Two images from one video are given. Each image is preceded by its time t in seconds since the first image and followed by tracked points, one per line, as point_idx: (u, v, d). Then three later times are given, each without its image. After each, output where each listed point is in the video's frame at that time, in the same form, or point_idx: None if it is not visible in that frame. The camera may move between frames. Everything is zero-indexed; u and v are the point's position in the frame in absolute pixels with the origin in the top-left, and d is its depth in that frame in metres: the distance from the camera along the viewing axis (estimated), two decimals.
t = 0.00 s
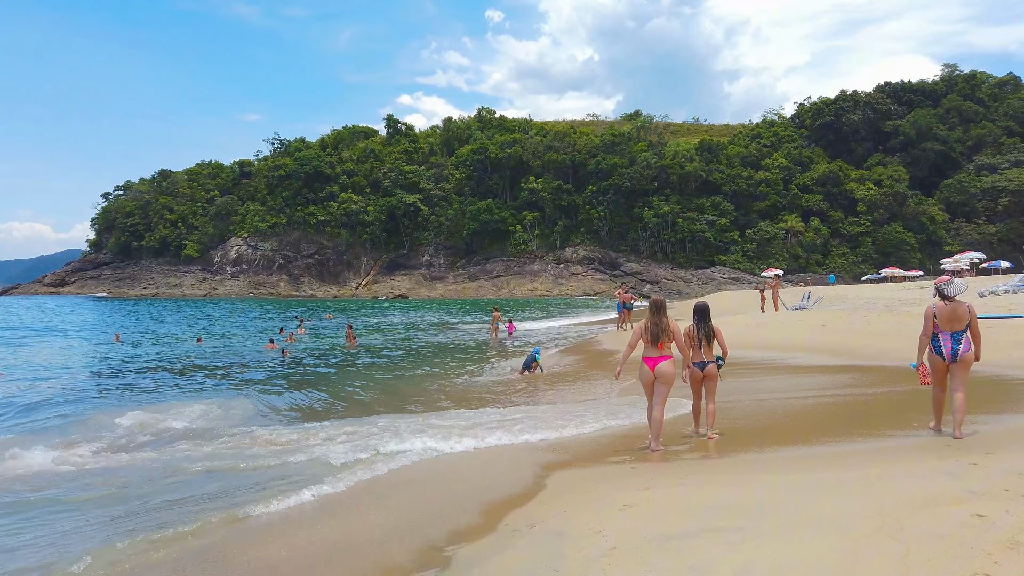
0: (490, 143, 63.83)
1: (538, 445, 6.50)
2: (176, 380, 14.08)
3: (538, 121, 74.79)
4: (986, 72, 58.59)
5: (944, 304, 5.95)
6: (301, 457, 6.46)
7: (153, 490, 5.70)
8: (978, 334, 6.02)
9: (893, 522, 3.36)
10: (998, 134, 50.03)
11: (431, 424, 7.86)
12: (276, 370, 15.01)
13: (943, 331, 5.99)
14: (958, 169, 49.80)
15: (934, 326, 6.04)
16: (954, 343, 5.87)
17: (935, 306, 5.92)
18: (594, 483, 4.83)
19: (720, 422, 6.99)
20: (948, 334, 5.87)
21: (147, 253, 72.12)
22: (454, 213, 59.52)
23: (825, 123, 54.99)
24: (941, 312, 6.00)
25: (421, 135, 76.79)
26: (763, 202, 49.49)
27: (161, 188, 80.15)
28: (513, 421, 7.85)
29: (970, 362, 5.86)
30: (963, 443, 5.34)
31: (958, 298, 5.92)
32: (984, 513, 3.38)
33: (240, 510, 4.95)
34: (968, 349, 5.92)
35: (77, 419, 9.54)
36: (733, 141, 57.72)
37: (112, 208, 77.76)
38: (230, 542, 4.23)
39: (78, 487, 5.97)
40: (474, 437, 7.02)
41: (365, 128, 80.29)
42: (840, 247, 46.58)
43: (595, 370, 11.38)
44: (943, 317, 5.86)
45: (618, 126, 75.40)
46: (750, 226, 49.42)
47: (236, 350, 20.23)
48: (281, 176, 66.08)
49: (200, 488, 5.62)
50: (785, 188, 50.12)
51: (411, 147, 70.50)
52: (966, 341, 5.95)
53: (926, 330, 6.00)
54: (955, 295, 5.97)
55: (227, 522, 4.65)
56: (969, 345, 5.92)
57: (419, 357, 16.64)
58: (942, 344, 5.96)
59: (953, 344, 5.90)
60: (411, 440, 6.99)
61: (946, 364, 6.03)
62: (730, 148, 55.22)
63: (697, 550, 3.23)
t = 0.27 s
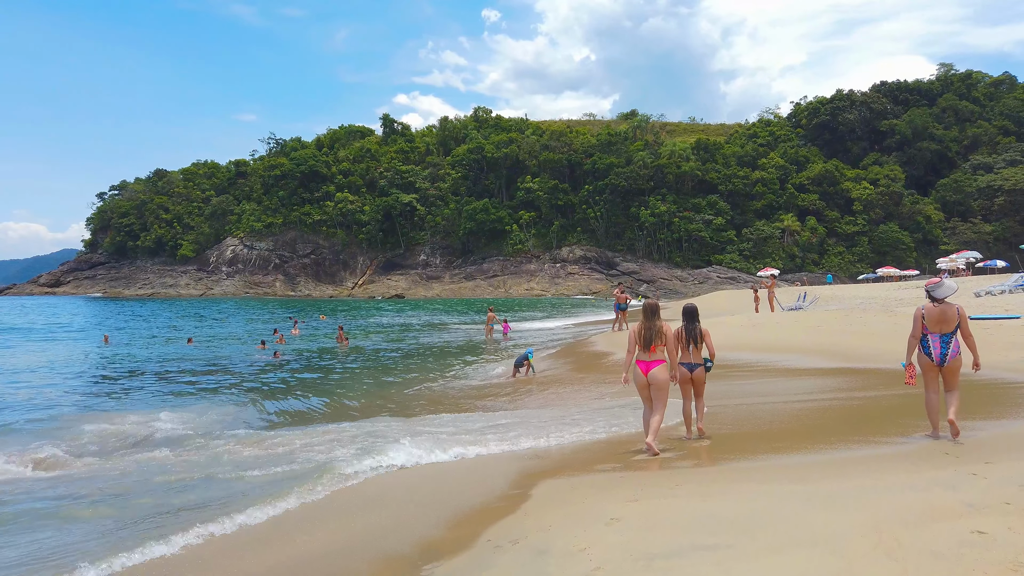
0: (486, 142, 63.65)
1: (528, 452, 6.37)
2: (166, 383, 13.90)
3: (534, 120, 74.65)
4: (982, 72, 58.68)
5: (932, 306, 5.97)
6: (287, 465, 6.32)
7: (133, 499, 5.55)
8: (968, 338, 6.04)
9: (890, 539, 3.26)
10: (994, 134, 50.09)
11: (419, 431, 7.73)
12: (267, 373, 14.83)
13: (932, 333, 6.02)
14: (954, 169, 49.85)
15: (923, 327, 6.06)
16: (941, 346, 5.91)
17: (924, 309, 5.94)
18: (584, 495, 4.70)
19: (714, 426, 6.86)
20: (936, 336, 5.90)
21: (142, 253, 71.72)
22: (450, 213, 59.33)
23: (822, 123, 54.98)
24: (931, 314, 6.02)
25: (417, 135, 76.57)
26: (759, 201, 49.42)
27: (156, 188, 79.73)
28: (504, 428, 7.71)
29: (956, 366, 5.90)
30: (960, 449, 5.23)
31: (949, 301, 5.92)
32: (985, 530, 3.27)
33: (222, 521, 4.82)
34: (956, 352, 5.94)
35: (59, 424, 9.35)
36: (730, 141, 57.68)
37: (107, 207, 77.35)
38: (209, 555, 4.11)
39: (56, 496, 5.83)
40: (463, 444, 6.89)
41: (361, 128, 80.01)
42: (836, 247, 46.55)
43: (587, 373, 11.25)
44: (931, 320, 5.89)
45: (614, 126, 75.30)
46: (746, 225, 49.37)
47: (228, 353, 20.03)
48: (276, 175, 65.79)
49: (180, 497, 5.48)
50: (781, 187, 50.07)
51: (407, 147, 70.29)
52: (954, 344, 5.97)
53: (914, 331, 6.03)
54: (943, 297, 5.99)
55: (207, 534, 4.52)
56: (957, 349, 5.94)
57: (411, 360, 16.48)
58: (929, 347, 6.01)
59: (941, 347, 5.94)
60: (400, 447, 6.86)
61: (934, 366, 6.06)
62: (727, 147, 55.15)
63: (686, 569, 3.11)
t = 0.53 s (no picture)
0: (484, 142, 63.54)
1: (518, 454, 6.26)
2: (157, 384, 13.73)
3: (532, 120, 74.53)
4: (979, 72, 58.75)
5: (928, 303, 5.92)
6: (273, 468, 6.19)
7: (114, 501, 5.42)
8: (965, 335, 5.95)
9: (890, 543, 3.15)
10: (991, 134, 50.13)
11: (409, 433, 7.60)
12: (259, 374, 14.68)
13: (927, 331, 5.95)
14: (951, 168, 49.92)
15: (916, 325, 6.02)
16: (937, 344, 5.84)
17: (918, 307, 5.89)
18: (576, 498, 4.58)
19: (709, 426, 6.75)
20: (931, 334, 5.85)
21: (138, 253, 71.42)
22: (447, 212, 59.16)
23: (819, 122, 55.00)
24: (925, 312, 5.96)
25: (414, 135, 76.37)
26: (756, 201, 49.36)
27: (153, 188, 79.45)
28: (495, 430, 7.58)
29: (953, 364, 5.81)
30: (959, 449, 5.13)
31: (943, 299, 5.85)
32: (986, 533, 3.17)
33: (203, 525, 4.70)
34: (953, 352, 5.84)
35: (42, 424, 9.16)
36: (727, 141, 57.66)
37: (104, 207, 77.05)
38: (187, 560, 4.00)
39: (35, 498, 5.69)
40: (453, 446, 6.76)
41: (358, 127, 79.78)
42: (833, 246, 46.50)
43: (582, 373, 11.11)
44: (925, 318, 5.83)
45: (612, 126, 75.20)
46: (744, 225, 49.31)
47: (221, 353, 19.85)
48: (273, 175, 65.57)
49: (162, 498, 5.35)
50: (779, 187, 50.03)
51: (404, 146, 70.12)
52: (952, 345, 5.87)
53: (909, 330, 5.98)
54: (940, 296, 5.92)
55: (186, 538, 4.39)
56: (954, 346, 5.86)
57: (404, 360, 16.33)
58: (926, 344, 5.93)
59: (938, 344, 5.86)
60: (389, 450, 6.73)
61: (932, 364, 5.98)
62: (724, 147, 55.12)
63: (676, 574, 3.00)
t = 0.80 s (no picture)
0: (480, 142, 63.42)
1: (504, 461, 6.12)
2: (143, 387, 13.54)
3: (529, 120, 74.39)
4: (975, 73, 58.83)
5: (927, 302, 5.80)
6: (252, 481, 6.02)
7: (86, 519, 5.27)
8: (963, 335, 5.82)
9: (880, 554, 3.03)
10: (987, 135, 50.19)
11: (395, 440, 7.44)
12: (248, 377, 14.52)
13: (925, 330, 5.82)
14: (947, 169, 49.98)
15: (914, 325, 5.88)
16: (935, 343, 5.70)
17: (917, 305, 5.76)
18: (560, 509, 4.43)
19: (700, 430, 6.60)
20: (930, 332, 5.71)
21: (135, 253, 71.14)
22: (444, 213, 59.00)
23: (815, 123, 55.02)
24: (923, 311, 5.83)
25: (411, 135, 76.20)
26: (753, 201, 49.33)
27: (149, 188, 79.17)
28: (482, 434, 7.44)
29: (952, 363, 5.68)
30: (954, 452, 5.00)
31: (941, 297, 5.74)
32: (983, 544, 3.03)
33: (176, 545, 4.54)
34: (952, 351, 5.70)
35: (26, 430, 9.07)
36: (724, 141, 57.63)
37: (100, 207, 76.77)
38: None
39: (4, 517, 5.51)
40: (438, 454, 6.61)
41: (355, 127, 79.58)
42: (830, 247, 46.51)
43: (575, 374, 11.01)
44: (923, 317, 5.71)
45: (608, 126, 75.15)
46: (740, 226, 49.28)
47: (212, 355, 19.67)
48: (270, 175, 65.34)
49: (147, 512, 5.33)
50: (775, 188, 50.02)
51: (401, 146, 69.97)
52: (951, 344, 5.73)
53: (908, 328, 5.83)
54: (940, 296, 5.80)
55: (155, 561, 4.23)
56: (952, 345, 5.73)
57: (396, 362, 16.22)
58: (924, 343, 5.78)
59: (936, 343, 5.71)
60: (372, 458, 6.57)
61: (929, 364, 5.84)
62: (720, 147, 55.09)
63: None
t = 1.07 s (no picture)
0: (477, 142, 63.30)
1: (493, 468, 5.98)
2: (130, 390, 13.37)
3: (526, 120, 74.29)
4: (970, 73, 58.96)
5: (924, 303, 5.75)
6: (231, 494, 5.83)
7: (60, 531, 5.07)
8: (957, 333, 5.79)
9: (872, 567, 2.95)
10: (983, 135, 50.28)
11: (382, 445, 7.27)
12: (237, 379, 14.38)
13: (921, 330, 5.76)
14: (943, 169, 50.07)
15: (913, 325, 5.79)
16: (931, 343, 5.64)
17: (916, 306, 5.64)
18: (548, 519, 4.29)
19: (691, 434, 6.49)
20: (927, 334, 5.64)
21: (130, 253, 70.76)
22: (440, 213, 58.84)
23: (812, 123, 55.05)
24: (921, 311, 5.74)
25: (407, 135, 76.04)
26: (749, 201, 49.34)
27: (145, 188, 78.85)
28: (470, 439, 7.28)
29: (947, 364, 5.65)
30: (952, 458, 4.87)
31: (939, 297, 5.65)
32: (981, 556, 2.94)
33: (152, 557, 4.41)
34: (947, 352, 5.68)
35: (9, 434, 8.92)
36: (720, 141, 57.63)
37: (95, 208, 76.48)
38: None
39: None
40: (426, 461, 6.45)
41: (351, 127, 79.35)
42: (826, 247, 46.52)
43: (567, 377, 10.88)
44: (921, 318, 5.63)
45: (605, 127, 75.11)
46: (737, 226, 49.28)
47: (202, 357, 19.50)
48: (266, 175, 65.07)
49: (128, 520, 5.21)
50: (771, 188, 50.03)
51: (397, 147, 69.82)
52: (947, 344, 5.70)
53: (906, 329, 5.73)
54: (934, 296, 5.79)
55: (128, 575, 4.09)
56: (948, 345, 5.68)
57: (387, 364, 16.11)
58: (919, 344, 5.73)
59: (933, 344, 5.65)
60: (358, 466, 6.40)
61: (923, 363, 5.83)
62: (717, 147, 55.07)
63: None
